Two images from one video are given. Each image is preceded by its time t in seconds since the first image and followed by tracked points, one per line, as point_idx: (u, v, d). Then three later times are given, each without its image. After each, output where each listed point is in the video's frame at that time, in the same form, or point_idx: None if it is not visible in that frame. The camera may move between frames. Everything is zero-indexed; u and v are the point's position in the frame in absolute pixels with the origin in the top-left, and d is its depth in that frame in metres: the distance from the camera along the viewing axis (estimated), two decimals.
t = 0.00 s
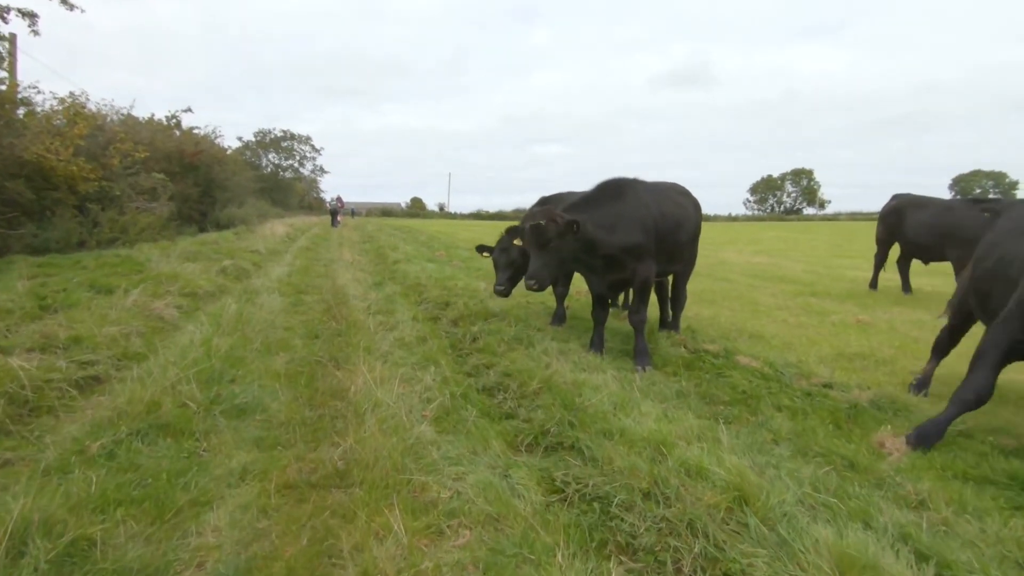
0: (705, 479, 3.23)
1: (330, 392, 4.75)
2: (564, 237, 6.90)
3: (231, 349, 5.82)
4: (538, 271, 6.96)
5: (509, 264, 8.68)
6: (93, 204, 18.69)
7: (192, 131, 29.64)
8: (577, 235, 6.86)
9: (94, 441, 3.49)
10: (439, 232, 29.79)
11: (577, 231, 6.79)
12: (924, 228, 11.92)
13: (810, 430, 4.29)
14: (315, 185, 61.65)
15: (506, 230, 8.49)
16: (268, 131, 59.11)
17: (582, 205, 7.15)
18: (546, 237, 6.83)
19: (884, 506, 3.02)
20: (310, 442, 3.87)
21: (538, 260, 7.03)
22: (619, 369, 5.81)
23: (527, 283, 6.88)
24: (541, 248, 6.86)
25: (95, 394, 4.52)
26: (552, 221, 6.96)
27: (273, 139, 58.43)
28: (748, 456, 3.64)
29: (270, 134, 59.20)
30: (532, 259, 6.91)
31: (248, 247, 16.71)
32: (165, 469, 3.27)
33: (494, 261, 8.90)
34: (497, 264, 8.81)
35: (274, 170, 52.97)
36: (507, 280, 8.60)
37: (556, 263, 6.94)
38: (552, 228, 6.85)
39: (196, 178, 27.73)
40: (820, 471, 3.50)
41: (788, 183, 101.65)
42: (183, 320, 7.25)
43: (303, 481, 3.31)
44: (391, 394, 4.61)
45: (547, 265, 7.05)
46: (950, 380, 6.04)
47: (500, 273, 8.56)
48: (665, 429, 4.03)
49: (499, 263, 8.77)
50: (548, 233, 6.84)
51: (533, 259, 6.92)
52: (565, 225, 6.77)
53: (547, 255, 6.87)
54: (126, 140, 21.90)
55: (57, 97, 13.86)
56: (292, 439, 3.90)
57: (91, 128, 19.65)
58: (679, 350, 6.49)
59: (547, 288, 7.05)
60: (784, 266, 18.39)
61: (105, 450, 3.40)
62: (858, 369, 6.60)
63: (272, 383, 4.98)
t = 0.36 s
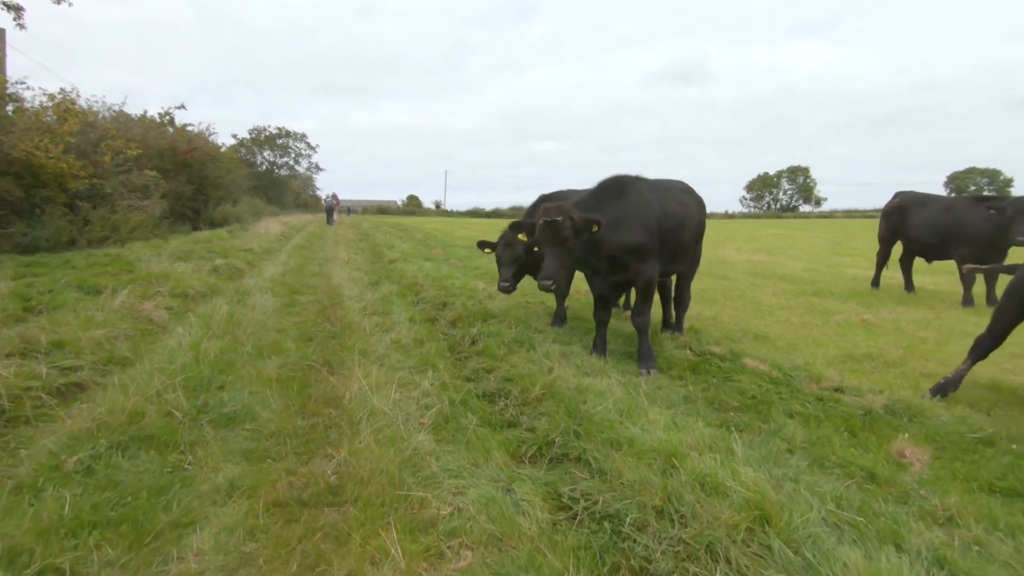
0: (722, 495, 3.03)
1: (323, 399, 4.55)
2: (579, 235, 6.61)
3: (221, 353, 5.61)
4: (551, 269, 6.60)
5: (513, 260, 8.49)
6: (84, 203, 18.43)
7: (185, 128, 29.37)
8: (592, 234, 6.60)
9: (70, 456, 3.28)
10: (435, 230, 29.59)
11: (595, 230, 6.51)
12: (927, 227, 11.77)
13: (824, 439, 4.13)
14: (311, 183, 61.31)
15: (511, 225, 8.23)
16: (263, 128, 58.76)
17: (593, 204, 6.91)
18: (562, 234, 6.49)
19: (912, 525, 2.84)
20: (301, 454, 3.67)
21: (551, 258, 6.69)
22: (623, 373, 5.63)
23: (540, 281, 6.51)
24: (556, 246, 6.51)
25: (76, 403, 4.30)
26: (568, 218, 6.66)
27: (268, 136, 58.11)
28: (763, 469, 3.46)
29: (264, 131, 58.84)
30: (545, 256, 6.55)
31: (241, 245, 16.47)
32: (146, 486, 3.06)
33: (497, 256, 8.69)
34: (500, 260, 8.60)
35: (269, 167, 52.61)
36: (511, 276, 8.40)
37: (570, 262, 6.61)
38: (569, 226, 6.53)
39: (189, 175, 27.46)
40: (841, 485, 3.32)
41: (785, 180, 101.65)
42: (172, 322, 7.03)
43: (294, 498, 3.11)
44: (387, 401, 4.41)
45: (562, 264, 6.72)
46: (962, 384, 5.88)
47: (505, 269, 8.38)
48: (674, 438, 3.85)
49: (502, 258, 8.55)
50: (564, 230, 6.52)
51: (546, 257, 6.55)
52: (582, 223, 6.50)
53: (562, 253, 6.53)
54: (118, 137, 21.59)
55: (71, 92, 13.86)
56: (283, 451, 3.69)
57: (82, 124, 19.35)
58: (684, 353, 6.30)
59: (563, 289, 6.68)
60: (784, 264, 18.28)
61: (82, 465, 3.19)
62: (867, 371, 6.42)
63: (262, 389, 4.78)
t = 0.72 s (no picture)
0: (739, 513, 2.85)
1: (316, 407, 4.35)
2: (594, 232, 6.24)
3: (210, 358, 5.40)
4: (566, 268, 6.17)
5: (518, 257, 8.30)
6: (74, 201, 18.14)
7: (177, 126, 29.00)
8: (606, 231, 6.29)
9: (44, 473, 3.08)
10: (431, 228, 29.33)
11: (611, 227, 6.19)
12: (929, 225, 11.64)
13: (839, 447, 3.96)
14: (305, 181, 60.90)
15: (515, 223, 7.96)
16: (257, 126, 58.30)
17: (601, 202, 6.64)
18: (579, 231, 6.11)
19: (942, 544, 2.67)
20: (292, 468, 3.48)
21: (564, 258, 6.24)
22: (627, 377, 5.46)
23: (555, 280, 6.06)
24: (572, 243, 6.12)
25: (56, 412, 4.09)
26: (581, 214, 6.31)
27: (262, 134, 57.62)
28: (779, 481, 3.29)
29: (258, 129, 58.36)
30: (561, 254, 6.13)
31: (234, 244, 16.22)
32: (124, 505, 2.86)
33: (500, 254, 8.51)
34: (503, 257, 8.41)
35: (263, 165, 52.18)
36: (516, 274, 8.25)
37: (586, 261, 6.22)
38: (585, 222, 6.18)
39: (181, 173, 27.13)
40: (862, 501, 3.14)
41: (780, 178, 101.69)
42: (161, 324, 6.82)
43: (283, 517, 2.92)
44: (382, 408, 4.22)
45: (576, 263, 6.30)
46: (974, 388, 5.73)
47: (510, 268, 8.25)
48: (684, 448, 3.67)
49: (506, 256, 8.36)
50: (580, 227, 6.15)
51: (562, 254, 6.13)
52: (599, 219, 6.18)
53: (578, 251, 6.14)
54: (108, 134, 21.25)
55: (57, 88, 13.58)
56: (272, 465, 3.49)
57: (71, 122, 19.04)
58: (688, 355, 6.12)
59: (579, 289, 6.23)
60: (783, 262, 18.14)
61: (56, 483, 3.00)
62: (876, 373, 6.26)
63: (252, 396, 4.58)
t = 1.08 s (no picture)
0: (761, 534, 2.64)
1: (304, 416, 4.10)
2: (609, 227, 5.98)
3: (194, 362, 5.14)
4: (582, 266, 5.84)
5: (521, 256, 8.06)
6: (60, 199, 17.76)
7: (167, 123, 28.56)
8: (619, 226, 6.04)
9: (5, 494, 2.83)
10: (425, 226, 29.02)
11: (626, 222, 5.95)
12: (931, 223, 11.51)
13: (859, 455, 3.75)
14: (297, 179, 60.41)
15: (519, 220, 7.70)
16: (248, 124, 57.73)
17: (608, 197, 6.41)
18: (594, 225, 5.84)
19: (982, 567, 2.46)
20: (278, 483, 3.24)
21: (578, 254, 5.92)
22: (630, 381, 5.24)
23: (572, 278, 5.72)
24: (588, 238, 5.83)
25: (26, 423, 3.84)
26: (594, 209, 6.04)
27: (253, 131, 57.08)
28: (800, 496, 3.08)
29: (250, 126, 57.80)
30: (576, 250, 5.83)
31: (224, 243, 15.91)
32: (91, 530, 2.62)
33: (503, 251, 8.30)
34: (505, 256, 8.19)
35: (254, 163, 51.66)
36: (520, 274, 8.03)
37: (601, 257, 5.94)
38: (599, 217, 5.92)
39: (171, 171, 26.71)
40: (890, 518, 2.93)
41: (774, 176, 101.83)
42: (145, 327, 6.55)
43: (266, 541, 2.69)
44: (375, 417, 3.98)
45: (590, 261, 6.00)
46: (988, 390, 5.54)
47: (512, 267, 8.02)
48: (696, 458, 3.45)
49: (509, 254, 8.13)
50: (596, 221, 5.87)
51: (578, 251, 5.82)
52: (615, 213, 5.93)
53: (594, 246, 5.86)
54: (95, 131, 20.84)
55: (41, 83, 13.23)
56: (257, 480, 3.25)
57: (57, 118, 18.65)
58: (693, 357, 5.91)
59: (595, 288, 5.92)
60: (781, 259, 17.98)
61: (17, 505, 2.75)
62: (885, 375, 6.07)
63: (236, 403, 4.33)
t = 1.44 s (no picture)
0: (786, 561, 2.40)
1: (288, 425, 3.84)
2: (624, 225, 5.76)
3: (173, 366, 4.87)
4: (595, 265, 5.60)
5: (521, 256, 7.83)
6: (43, 196, 17.35)
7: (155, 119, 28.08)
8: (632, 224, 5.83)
9: None
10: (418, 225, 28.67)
11: (641, 218, 5.74)
12: (931, 222, 11.36)
13: (879, 467, 3.53)
14: (289, 177, 59.85)
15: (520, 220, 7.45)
16: (239, 121, 57.12)
17: (614, 193, 6.19)
18: (609, 222, 5.61)
19: None
20: (256, 501, 2.98)
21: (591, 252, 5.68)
22: (632, 385, 5.01)
23: (586, 277, 5.47)
24: (603, 236, 5.60)
25: None
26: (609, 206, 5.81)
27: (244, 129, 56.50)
28: (823, 514, 2.85)
29: (240, 124, 57.20)
30: (589, 248, 5.59)
31: (212, 241, 15.56)
32: (42, 558, 2.35)
33: (503, 252, 8.06)
34: (506, 256, 7.96)
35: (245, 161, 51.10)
36: (521, 274, 7.80)
37: (614, 256, 5.71)
38: (614, 214, 5.69)
39: (158, 168, 26.24)
40: (921, 539, 2.71)
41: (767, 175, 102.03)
42: (124, 328, 6.27)
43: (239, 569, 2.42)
44: (364, 425, 3.72)
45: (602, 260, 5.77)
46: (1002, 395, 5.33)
47: (513, 268, 7.76)
48: (709, 471, 3.22)
49: (510, 255, 7.90)
50: (610, 218, 5.65)
51: (591, 249, 5.58)
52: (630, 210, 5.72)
53: (608, 244, 5.63)
54: (81, 126, 20.39)
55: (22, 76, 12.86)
56: (233, 497, 2.99)
57: (40, 113, 18.22)
58: (696, 360, 5.68)
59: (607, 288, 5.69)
60: (777, 259, 17.81)
61: None
62: (893, 379, 5.87)
63: (214, 411, 4.05)
